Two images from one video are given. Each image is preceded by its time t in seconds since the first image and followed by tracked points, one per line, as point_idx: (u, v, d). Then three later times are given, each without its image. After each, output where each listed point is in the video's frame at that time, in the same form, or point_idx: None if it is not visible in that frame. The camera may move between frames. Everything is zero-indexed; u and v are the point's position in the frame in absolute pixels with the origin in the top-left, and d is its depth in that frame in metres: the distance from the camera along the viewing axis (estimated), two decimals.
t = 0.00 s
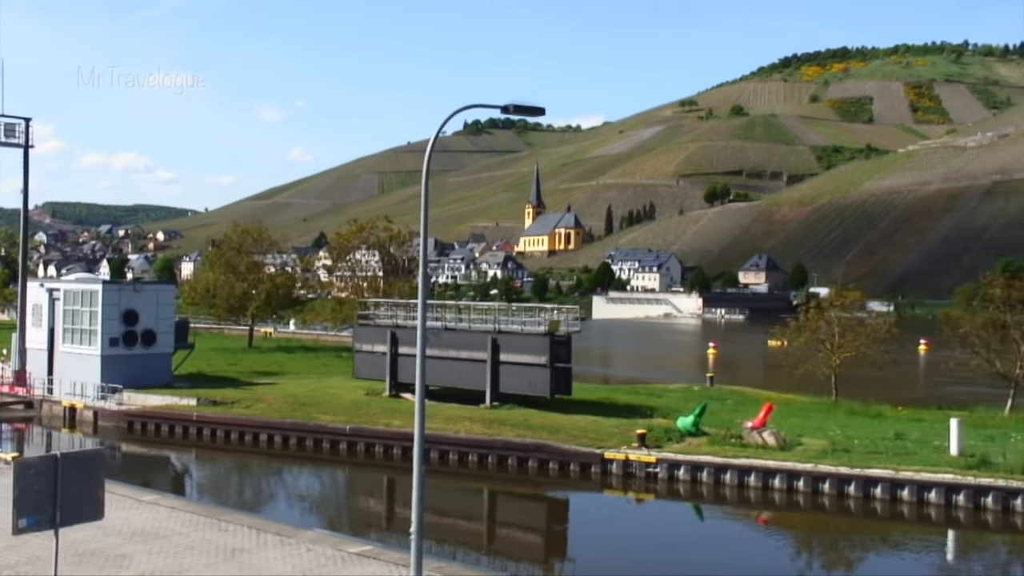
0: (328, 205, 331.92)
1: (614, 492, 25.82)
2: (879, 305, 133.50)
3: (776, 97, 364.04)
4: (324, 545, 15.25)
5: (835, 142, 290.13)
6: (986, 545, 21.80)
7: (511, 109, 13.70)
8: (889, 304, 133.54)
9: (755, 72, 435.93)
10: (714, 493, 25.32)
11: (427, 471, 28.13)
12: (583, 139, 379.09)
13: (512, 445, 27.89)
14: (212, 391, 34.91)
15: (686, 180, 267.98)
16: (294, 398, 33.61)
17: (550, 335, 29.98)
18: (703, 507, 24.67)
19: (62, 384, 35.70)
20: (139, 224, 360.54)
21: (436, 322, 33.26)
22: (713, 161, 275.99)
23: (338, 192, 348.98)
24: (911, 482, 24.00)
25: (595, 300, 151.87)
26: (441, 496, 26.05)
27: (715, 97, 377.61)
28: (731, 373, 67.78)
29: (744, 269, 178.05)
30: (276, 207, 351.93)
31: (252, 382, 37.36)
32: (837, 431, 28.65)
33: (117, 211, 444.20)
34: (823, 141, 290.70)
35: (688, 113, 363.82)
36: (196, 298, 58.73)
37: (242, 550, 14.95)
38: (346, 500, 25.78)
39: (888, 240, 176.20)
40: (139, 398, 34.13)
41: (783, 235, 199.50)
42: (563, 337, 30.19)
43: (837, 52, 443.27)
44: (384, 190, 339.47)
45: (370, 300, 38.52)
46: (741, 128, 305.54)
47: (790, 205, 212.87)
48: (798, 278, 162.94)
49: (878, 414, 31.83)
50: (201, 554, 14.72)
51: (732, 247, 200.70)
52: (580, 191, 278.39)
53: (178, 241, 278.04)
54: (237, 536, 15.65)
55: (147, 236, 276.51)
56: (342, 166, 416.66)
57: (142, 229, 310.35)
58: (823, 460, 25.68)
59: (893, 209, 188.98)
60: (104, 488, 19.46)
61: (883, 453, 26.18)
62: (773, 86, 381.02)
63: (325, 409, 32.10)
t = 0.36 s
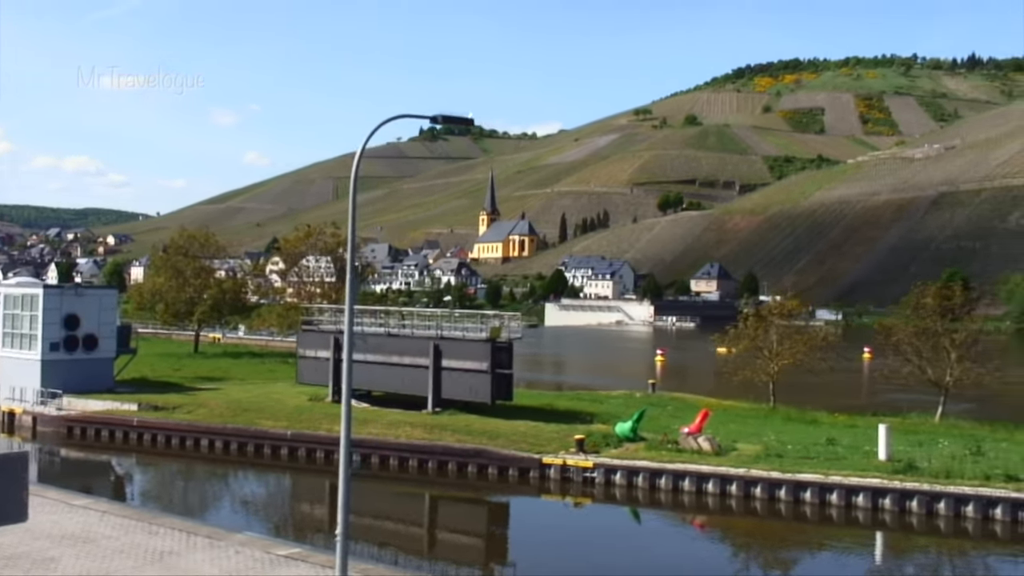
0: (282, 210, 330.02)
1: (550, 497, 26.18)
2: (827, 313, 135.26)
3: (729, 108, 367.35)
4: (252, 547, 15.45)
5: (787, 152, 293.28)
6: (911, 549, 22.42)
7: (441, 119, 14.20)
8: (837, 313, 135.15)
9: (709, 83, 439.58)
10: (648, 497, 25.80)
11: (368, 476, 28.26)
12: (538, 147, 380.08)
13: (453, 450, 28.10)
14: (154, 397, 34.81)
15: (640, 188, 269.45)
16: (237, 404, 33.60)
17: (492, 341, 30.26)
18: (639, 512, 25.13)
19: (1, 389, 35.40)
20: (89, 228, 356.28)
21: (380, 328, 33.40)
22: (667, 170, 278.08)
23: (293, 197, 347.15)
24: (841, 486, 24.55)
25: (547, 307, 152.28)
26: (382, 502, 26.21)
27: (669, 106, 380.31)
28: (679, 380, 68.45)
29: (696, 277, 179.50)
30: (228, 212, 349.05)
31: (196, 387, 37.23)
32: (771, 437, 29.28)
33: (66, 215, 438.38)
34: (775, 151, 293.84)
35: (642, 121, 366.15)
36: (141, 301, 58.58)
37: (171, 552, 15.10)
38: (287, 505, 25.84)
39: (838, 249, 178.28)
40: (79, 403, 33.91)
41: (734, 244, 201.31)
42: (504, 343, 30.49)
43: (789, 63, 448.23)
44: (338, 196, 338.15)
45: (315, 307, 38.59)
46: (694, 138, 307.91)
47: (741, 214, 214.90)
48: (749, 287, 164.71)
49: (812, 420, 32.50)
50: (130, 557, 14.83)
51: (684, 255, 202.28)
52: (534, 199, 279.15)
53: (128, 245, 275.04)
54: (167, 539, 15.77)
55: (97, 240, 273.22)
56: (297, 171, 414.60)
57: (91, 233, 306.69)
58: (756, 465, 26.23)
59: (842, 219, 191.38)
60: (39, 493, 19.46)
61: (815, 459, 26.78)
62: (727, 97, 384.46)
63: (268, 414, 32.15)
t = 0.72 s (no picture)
0: (230, 213, 327.71)
1: (485, 500, 26.47)
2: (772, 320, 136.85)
3: (678, 115, 370.52)
4: (176, 548, 15.61)
5: (734, 160, 296.47)
6: (835, 549, 23.02)
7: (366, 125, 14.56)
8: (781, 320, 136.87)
9: (658, 90, 443.02)
10: (582, 499, 26.18)
11: (304, 479, 28.39)
12: (489, 152, 380.76)
13: (388, 453, 28.31)
14: (89, 400, 34.72)
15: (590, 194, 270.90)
16: (173, 408, 33.57)
17: (429, 344, 30.54)
18: (573, 514, 25.50)
19: None
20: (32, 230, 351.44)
21: (317, 332, 33.54)
22: (616, 176, 279.78)
23: (241, 199, 344.88)
24: (766, 488, 25.11)
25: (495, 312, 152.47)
26: (318, 505, 26.32)
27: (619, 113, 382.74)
28: (622, 385, 69.09)
29: (644, 283, 180.65)
30: (176, 214, 345.97)
31: (132, 391, 37.14)
32: (702, 440, 29.79)
33: (9, 216, 431.80)
34: (723, 159, 296.60)
35: (592, 128, 368.30)
36: (80, 305, 58.23)
37: (94, 554, 15.23)
38: (222, 509, 25.84)
39: (783, 256, 180.45)
40: (13, 406, 33.74)
41: (682, 250, 203.09)
42: (441, 347, 30.76)
43: (738, 71, 452.46)
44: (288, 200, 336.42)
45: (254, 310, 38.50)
46: (644, 145, 310.17)
47: (689, 221, 216.85)
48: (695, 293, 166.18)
49: (746, 424, 33.06)
50: (52, 559, 14.92)
51: (632, 261, 203.73)
52: (484, 204, 279.70)
53: (73, 247, 271.63)
54: (91, 540, 15.90)
55: (40, 242, 269.62)
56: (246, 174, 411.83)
57: (35, 234, 302.82)
58: (686, 468, 26.76)
59: (788, 226, 193.59)
60: None
61: (744, 462, 27.38)
62: (676, 104, 387.58)
63: (204, 418, 32.16)
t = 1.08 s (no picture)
0: (173, 212, 324.09)
1: (415, 496, 26.73)
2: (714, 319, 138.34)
3: (623, 115, 372.62)
4: (97, 547, 15.68)
5: (678, 160, 298.87)
6: (758, 541, 23.61)
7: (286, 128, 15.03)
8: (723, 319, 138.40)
9: (603, 90, 445.02)
10: (511, 495, 26.54)
11: (236, 478, 28.43)
12: (434, 151, 380.29)
13: (320, 452, 28.44)
14: (18, 402, 34.42)
15: (535, 194, 271.59)
16: (105, 408, 33.38)
17: (362, 344, 30.73)
18: (504, 509, 25.87)
19: None
20: None
21: (250, 332, 33.49)
22: (561, 176, 280.75)
23: (183, 198, 341.22)
24: (690, 483, 25.67)
25: (439, 311, 152.32)
26: (251, 504, 26.38)
27: (564, 113, 384.03)
28: (563, 383, 69.58)
29: (588, 282, 181.10)
30: (116, 213, 341.29)
31: (63, 392, 36.81)
32: (632, 436, 30.25)
33: None
34: (667, 159, 298.90)
35: (538, 127, 369.38)
36: (13, 304, 57.62)
37: (12, 553, 15.28)
38: (154, 507, 25.75)
39: (726, 255, 182.36)
40: None
41: (626, 249, 204.48)
42: (375, 346, 30.96)
43: (682, 71, 455.57)
44: (231, 199, 333.64)
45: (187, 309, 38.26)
46: (589, 145, 311.61)
47: (633, 220, 218.36)
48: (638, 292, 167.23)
49: (676, 421, 33.61)
50: None
51: (576, 260, 204.83)
52: (429, 203, 279.39)
53: (9, 248, 266.95)
54: (10, 540, 15.93)
55: None
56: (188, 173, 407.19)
57: None
58: (614, 463, 27.22)
59: (730, 226, 195.53)
60: None
61: (671, 456, 27.92)
62: (620, 104, 389.83)
63: (135, 419, 32.02)
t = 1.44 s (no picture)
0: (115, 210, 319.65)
1: (350, 491, 26.97)
2: (659, 314, 139.50)
3: (569, 110, 373.75)
4: (22, 545, 15.81)
5: (623, 155, 300.40)
6: (687, 531, 24.13)
7: (203, 126, 15.46)
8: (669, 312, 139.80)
9: (549, 85, 445.56)
10: (444, 489, 26.86)
11: (172, 476, 28.42)
12: (380, 147, 378.63)
13: (255, 449, 28.56)
14: None
15: (481, 189, 271.50)
16: (39, 408, 33.17)
17: (297, 341, 30.90)
18: (438, 503, 26.20)
19: None
20: None
21: (185, 330, 33.47)
22: (507, 171, 281.16)
23: (125, 196, 336.67)
24: (620, 474, 26.17)
25: (385, 309, 151.93)
26: (188, 501, 26.44)
27: (510, 108, 384.11)
28: (506, 379, 69.94)
29: (535, 277, 180.89)
30: (56, 212, 335.86)
31: None
32: (565, 430, 30.70)
33: None
34: (612, 154, 300.09)
35: (483, 123, 369.09)
36: None
37: None
38: (90, 506, 25.71)
39: (670, 249, 183.88)
40: None
41: (572, 243, 205.32)
42: (309, 343, 31.15)
43: (627, 66, 456.94)
44: (175, 197, 329.93)
45: (123, 307, 38.04)
46: (535, 140, 312.06)
47: (578, 215, 219.29)
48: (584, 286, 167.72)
49: (610, 413, 34.12)
50: None
51: (523, 255, 205.40)
52: (375, 200, 278.50)
53: None
54: None
55: None
56: (130, 171, 401.59)
57: None
58: (546, 456, 27.68)
59: (675, 220, 196.89)
60: None
61: (603, 449, 28.40)
62: (566, 98, 390.70)
63: (69, 419, 31.89)
